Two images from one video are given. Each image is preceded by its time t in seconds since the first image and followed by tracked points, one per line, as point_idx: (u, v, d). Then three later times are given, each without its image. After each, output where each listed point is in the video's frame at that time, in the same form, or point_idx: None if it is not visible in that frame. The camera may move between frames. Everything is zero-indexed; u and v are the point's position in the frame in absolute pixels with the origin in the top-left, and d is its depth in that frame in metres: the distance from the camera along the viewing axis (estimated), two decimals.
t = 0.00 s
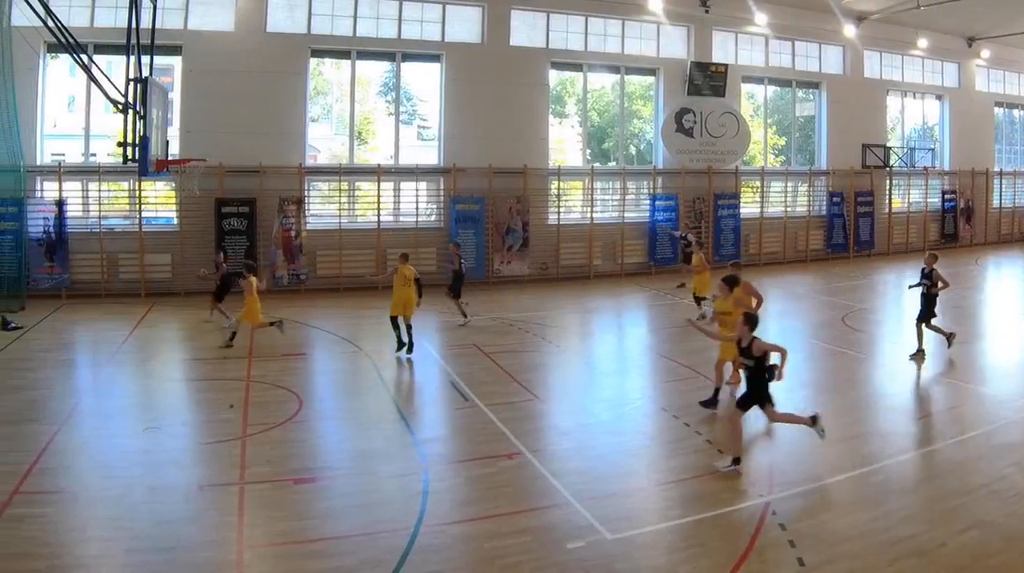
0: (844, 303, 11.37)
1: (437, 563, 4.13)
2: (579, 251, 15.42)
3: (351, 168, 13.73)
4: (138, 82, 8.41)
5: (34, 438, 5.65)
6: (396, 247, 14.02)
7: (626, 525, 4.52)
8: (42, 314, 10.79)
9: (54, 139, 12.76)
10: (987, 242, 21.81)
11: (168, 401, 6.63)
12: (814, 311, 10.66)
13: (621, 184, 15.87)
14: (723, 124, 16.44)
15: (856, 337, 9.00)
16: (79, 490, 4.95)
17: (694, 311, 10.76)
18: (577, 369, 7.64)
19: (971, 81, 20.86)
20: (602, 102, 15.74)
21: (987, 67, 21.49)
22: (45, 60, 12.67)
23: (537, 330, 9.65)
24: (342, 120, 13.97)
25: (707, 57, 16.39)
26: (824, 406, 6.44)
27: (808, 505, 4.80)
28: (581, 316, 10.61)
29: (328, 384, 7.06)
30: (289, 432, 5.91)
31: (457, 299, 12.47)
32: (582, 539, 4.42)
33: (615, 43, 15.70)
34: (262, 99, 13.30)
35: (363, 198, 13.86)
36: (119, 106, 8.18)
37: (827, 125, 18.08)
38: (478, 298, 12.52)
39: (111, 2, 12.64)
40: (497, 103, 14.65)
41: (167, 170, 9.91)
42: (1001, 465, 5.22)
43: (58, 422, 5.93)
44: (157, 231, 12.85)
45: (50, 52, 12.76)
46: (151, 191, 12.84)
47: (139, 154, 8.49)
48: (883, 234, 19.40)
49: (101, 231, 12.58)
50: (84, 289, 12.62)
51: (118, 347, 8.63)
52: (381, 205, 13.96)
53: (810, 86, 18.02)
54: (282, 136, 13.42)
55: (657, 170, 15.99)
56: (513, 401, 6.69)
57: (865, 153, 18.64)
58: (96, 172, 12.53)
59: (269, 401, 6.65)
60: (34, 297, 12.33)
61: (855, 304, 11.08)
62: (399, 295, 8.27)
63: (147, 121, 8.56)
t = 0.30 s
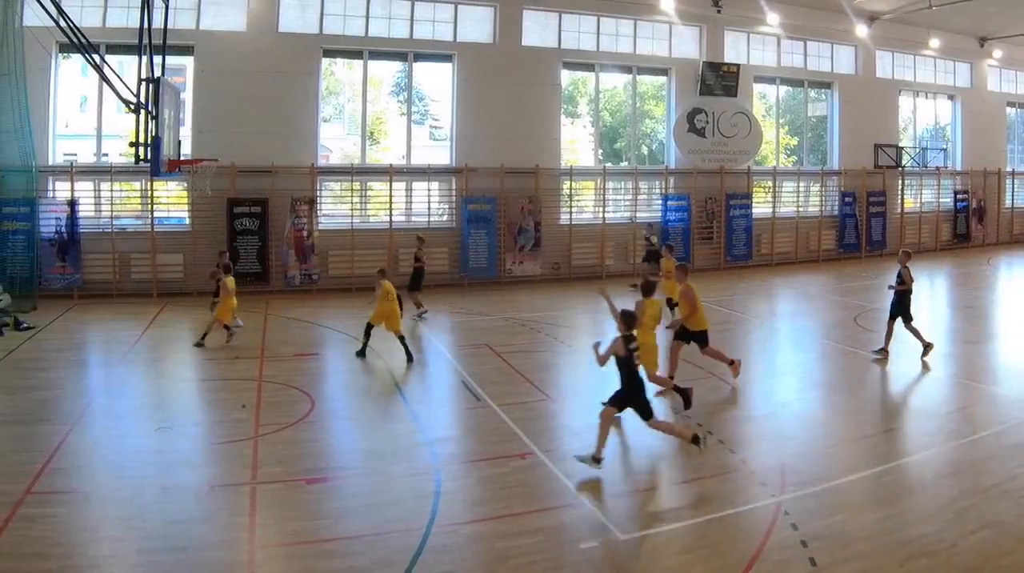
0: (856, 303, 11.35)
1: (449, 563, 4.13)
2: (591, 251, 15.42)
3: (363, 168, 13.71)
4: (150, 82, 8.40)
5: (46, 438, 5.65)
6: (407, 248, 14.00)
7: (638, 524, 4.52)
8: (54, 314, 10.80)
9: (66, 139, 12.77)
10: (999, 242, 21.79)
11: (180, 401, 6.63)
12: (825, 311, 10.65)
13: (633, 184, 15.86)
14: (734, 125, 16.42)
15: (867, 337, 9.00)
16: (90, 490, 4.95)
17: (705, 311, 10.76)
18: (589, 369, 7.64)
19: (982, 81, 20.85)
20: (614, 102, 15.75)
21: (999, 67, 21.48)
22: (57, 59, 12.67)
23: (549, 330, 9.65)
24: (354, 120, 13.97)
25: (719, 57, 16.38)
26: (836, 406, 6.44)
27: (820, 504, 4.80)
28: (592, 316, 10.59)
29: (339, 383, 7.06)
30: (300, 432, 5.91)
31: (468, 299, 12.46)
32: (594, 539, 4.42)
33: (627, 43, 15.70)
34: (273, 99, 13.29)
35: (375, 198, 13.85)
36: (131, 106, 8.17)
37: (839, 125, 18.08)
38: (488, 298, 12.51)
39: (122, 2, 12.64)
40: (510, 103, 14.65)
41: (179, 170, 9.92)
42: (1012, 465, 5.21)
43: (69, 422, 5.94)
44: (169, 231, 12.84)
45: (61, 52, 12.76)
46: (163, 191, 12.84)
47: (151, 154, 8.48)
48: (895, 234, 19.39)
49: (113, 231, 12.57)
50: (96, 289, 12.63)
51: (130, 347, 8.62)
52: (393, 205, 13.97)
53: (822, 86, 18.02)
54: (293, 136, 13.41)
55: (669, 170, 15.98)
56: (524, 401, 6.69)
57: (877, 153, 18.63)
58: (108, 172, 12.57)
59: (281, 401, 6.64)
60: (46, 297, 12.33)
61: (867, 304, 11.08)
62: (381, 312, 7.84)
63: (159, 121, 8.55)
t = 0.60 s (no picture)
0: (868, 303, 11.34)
1: (461, 563, 4.13)
2: (603, 251, 15.42)
3: (375, 168, 13.72)
4: (162, 82, 8.39)
5: (58, 438, 5.65)
6: (419, 249, 14.02)
7: (649, 525, 4.53)
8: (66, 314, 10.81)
9: (77, 139, 12.77)
10: (1012, 241, 21.78)
11: (192, 401, 6.63)
12: (837, 311, 10.64)
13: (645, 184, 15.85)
14: (745, 124, 16.21)
15: (878, 337, 8.99)
16: (102, 490, 4.95)
17: (717, 311, 10.76)
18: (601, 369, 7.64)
19: (995, 81, 20.82)
20: (626, 102, 15.74)
21: (1011, 67, 21.45)
22: (69, 59, 12.67)
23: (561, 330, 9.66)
24: (366, 121, 13.96)
25: (731, 57, 16.36)
26: (847, 406, 6.44)
27: (831, 504, 4.80)
28: (603, 317, 10.57)
29: (351, 383, 7.06)
30: (312, 432, 5.91)
31: (478, 300, 12.46)
32: (605, 538, 4.42)
33: (639, 43, 15.70)
34: (286, 99, 13.30)
35: (387, 198, 13.86)
36: (144, 106, 8.17)
37: (851, 125, 18.06)
38: (499, 298, 12.53)
39: (134, 2, 12.64)
40: (523, 103, 14.65)
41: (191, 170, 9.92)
42: None
43: (81, 422, 5.94)
44: (181, 231, 12.84)
45: (73, 51, 12.74)
46: (175, 191, 12.82)
47: (163, 154, 8.48)
48: (908, 234, 19.39)
49: (125, 231, 12.58)
50: (107, 289, 12.64)
51: (142, 347, 8.63)
52: (405, 205, 13.98)
53: (834, 86, 18.01)
54: (305, 136, 13.41)
55: (681, 170, 15.97)
56: (536, 401, 6.69)
57: (889, 153, 18.61)
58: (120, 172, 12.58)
59: (293, 402, 6.65)
60: (58, 297, 12.35)
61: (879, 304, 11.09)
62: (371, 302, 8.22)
63: (171, 121, 8.54)
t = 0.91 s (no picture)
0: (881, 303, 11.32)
1: (473, 563, 4.13)
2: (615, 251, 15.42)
3: (388, 168, 13.73)
4: (174, 83, 8.39)
5: (70, 438, 5.65)
6: (432, 249, 14.01)
7: (661, 525, 4.52)
8: (78, 314, 10.80)
9: (90, 139, 12.77)
10: None
11: (205, 401, 6.63)
12: (850, 311, 10.63)
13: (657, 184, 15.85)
14: (758, 124, 16.21)
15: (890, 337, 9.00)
16: (114, 490, 4.95)
17: (730, 311, 10.76)
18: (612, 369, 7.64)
19: (1006, 81, 20.81)
20: (639, 102, 15.73)
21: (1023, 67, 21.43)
22: (81, 59, 12.67)
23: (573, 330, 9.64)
24: (378, 121, 13.96)
25: (743, 58, 16.36)
26: (861, 407, 6.44)
27: (844, 504, 4.80)
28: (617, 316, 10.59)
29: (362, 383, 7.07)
30: (324, 432, 5.91)
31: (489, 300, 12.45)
32: (617, 539, 4.42)
33: (651, 43, 15.71)
34: (298, 99, 13.30)
35: (399, 198, 13.86)
36: (156, 106, 8.17)
37: (863, 125, 18.05)
38: (509, 298, 12.53)
39: (147, 2, 12.65)
40: (536, 103, 14.65)
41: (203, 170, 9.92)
42: None
43: (93, 422, 5.94)
44: (193, 232, 12.85)
45: (86, 51, 12.74)
46: (187, 191, 12.79)
47: (175, 154, 8.48)
48: (920, 234, 19.39)
49: (137, 231, 12.59)
50: (119, 289, 12.65)
51: (154, 348, 8.63)
52: (418, 205, 13.97)
53: (847, 86, 18.00)
54: (317, 136, 13.40)
55: (693, 170, 15.97)
56: (548, 401, 6.69)
57: (901, 153, 18.60)
58: (132, 172, 12.56)
59: (306, 402, 6.65)
60: (70, 297, 12.35)
61: (892, 304, 11.09)
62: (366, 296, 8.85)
63: (183, 121, 8.54)
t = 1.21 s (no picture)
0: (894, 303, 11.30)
1: (485, 564, 4.13)
2: (627, 250, 15.39)
3: (400, 168, 13.73)
4: (186, 83, 8.40)
5: (82, 438, 5.65)
6: (444, 249, 13.99)
7: (673, 524, 4.52)
8: (90, 314, 10.78)
9: (101, 139, 12.77)
10: None
11: (217, 402, 6.64)
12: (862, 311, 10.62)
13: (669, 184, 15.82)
14: (770, 125, 16.21)
15: (901, 337, 9.00)
16: (126, 490, 4.94)
17: (742, 311, 10.76)
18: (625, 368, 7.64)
19: (1018, 81, 20.76)
20: (651, 102, 15.71)
21: None
22: (93, 60, 12.67)
23: (586, 329, 9.64)
24: (390, 120, 13.95)
25: (755, 57, 16.34)
26: (873, 407, 6.43)
27: (856, 504, 4.79)
28: (629, 316, 10.60)
29: (374, 383, 7.07)
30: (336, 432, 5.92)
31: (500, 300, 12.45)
32: (629, 539, 4.42)
33: (663, 43, 15.69)
34: (310, 98, 13.31)
35: (411, 198, 13.86)
36: (168, 107, 8.18)
37: (875, 125, 18.02)
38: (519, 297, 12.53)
39: (159, 2, 12.65)
40: (548, 103, 14.63)
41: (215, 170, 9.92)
42: None
43: (104, 422, 5.95)
44: (205, 231, 12.85)
45: (98, 52, 12.75)
46: (199, 192, 12.77)
47: (187, 154, 8.48)
48: (932, 233, 19.36)
49: (150, 231, 12.60)
50: (131, 289, 12.65)
51: (166, 348, 8.63)
52: (430, 205, 13.96)
53: (858, 86, 17.97)
54: (329, 136, 13.40)
55: (705, 170, 15.94)
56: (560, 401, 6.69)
57: (913, 153, 18.56)
58: (144, 172, 12.60)
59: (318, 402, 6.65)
60: (83, 297, 12.34)
61: (904, 304, 11.10)
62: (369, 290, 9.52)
63: (195, 121, 8.54)
